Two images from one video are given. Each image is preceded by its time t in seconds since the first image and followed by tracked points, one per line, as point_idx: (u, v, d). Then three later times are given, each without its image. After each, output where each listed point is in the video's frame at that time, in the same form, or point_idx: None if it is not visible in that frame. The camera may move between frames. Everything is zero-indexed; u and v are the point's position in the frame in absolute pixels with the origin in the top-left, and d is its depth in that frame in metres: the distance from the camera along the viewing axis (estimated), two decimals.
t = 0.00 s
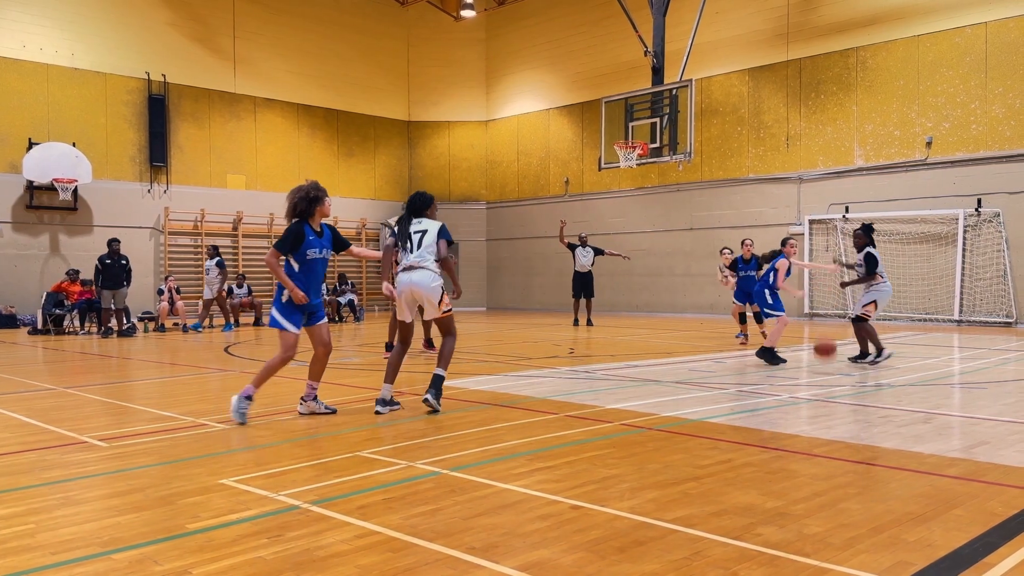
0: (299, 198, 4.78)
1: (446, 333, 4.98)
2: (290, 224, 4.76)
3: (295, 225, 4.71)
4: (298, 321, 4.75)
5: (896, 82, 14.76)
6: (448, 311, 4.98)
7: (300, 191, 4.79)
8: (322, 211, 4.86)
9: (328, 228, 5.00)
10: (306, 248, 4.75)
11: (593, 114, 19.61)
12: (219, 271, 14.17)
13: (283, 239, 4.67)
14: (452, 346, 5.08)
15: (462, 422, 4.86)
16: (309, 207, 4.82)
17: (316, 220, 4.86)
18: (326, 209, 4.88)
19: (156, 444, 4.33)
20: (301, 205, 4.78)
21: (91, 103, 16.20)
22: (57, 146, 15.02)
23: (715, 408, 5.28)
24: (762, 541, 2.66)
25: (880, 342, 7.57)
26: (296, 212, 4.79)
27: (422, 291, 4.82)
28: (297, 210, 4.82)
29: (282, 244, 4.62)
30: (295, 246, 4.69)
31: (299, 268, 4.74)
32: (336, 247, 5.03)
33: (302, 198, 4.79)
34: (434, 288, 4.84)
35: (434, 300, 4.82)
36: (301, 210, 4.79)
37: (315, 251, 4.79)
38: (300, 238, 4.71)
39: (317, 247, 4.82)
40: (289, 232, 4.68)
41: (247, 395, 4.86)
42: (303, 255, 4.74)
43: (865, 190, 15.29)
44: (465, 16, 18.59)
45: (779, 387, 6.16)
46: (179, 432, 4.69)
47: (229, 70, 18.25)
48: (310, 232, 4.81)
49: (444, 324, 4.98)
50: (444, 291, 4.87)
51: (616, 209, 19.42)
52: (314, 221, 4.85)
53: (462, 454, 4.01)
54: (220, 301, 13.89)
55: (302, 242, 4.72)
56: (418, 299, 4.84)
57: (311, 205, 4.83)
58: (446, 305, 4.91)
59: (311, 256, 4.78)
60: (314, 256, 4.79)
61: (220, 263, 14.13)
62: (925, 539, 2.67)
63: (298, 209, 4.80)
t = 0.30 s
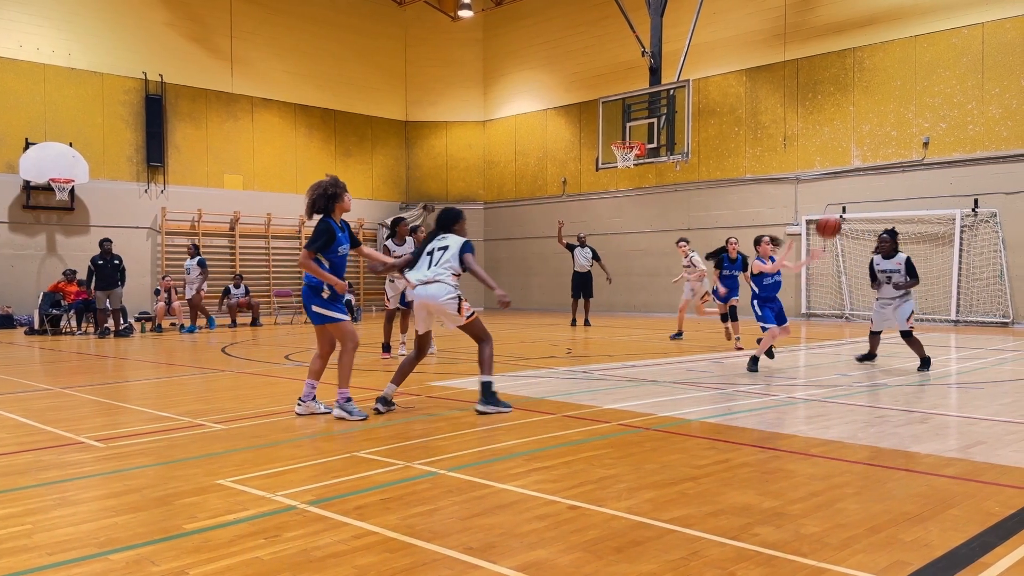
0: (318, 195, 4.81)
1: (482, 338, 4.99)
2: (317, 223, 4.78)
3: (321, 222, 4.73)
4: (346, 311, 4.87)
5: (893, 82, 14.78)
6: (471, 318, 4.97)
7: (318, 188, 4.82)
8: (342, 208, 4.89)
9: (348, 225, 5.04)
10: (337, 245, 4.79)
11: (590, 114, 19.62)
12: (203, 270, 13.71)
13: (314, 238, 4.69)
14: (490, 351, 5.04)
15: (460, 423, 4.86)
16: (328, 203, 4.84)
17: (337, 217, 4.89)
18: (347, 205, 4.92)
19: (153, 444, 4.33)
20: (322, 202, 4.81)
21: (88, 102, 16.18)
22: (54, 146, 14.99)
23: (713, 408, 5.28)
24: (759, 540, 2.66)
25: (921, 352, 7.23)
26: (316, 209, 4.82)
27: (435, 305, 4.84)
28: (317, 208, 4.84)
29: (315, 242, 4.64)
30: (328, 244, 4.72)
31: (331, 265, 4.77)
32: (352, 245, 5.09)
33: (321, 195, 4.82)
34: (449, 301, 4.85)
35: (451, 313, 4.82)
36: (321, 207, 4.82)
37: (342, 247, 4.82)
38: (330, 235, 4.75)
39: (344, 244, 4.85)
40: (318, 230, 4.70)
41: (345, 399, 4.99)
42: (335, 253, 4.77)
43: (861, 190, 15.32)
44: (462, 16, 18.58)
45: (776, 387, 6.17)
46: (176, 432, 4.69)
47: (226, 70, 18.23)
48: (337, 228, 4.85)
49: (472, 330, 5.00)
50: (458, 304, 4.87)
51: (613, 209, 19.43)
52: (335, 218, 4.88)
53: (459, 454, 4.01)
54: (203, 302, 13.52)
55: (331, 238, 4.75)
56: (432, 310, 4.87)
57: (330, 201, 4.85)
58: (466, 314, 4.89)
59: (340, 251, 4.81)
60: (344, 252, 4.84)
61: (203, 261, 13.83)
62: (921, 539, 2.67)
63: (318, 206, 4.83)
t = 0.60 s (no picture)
0: (347, 189, 4.82)
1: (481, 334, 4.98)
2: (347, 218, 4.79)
3: (353, 217, 4.75)
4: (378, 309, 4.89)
5: (890, 83, 14.80)
6: (473, 310, 4.98)
7: (347, 182, 4.82)
8: (369, 202, 4.91)
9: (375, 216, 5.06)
10: (366, 240, 4.84)
11: (587, 114, 19.63)
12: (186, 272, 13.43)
13: (345, 233, 4.72)
14: (493, 348, 5.03)
15: (456, 422, 4.86)
16: (356, 198, 4.85)
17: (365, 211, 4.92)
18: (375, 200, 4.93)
19: (149, 445, 4.32)
20: (352, 196, 4.81)
21: (84, 102, 16.15)
22: (49, 146, 14.94)
23: (709, 408, 5.29)
24: (755, 540, 2.67)
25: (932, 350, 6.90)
26: (344, 203, 4.81)
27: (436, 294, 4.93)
28: (345, 202, 4.84)
29: (349, 240, 4.67)
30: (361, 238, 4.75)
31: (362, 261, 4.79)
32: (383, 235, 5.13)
33: (350, 189, 4.82)
34: (448, 294, 4.90)
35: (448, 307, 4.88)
36: (349, 201, 4.82)
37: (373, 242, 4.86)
38: (360, 230, 4.78)
39: (374, 237, 4.90)
40: (348, 226, 4.73)
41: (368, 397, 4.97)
42: (366, 247, 4.81)
43: (858, 190, 15.34)
44: (458, 15, 18.57)
45: (773, 387, 6.18)
46: (172, 432, 4.69)
47: (223, 70, 18.21)
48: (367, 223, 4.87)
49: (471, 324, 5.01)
50: (458, 296, 4.91)
51: (610, 209, 19.43)
52: (363, 211, 4.90)
53: (455, 454, 4.01)
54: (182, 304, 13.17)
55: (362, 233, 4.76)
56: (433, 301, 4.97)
57: (358, 195, 4.86)
58: (465, 308, 4.91)
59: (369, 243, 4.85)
60: (373, 246, 4.88)
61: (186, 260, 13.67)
62: (917, 539, 2.68)
63: (346, 200, 4.83)
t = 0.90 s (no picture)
0: (363, 195, 4.79)
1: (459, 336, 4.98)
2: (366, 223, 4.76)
3: (374, 220, 4.71)
4: (397, 311, 4.81)
5: (883, 83, 14.85)
6: (454, 313, 4.99)
7: (364, 187, 4.80)
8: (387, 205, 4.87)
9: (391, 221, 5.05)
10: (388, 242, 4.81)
11: (581, 114, 19.65)
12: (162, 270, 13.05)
13: (366, 238, 4.68)
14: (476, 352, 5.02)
15: (451, 423, 4.85)
16: (373, 203, 4.82)
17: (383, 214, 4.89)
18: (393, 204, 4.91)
19: (142, 445, 4.30)
20: (369, 201, 4.78)
21: (78, 101, 16.10)
22: (42, 145, 14.86)
23: (703, 408, 5.30)
24: (750, 539, 2.67)
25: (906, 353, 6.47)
26: (361, 209, 4.80)
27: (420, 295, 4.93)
28: (362, 207, 4.81)
29: (373, 243, 4.63)
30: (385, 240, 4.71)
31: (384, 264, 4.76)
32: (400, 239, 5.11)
33: (367, 194, 4.79)
34: (432, 293, 4.90)
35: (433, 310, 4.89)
36: (367, 207, 4.80)
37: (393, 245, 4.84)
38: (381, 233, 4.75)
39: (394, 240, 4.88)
40: (368, 231, 4.68)
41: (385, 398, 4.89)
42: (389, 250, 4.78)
43: (851, 191, 15.38)
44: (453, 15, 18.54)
45: (767, 387, 6.18)
46: (166, 433, 4.67)
47: (217, 69, 18.16)
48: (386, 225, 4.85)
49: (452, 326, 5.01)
50: (442, 298, 4.93)
51: (605, 209, 19.45)
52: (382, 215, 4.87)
53: (450, 454, 4.00)
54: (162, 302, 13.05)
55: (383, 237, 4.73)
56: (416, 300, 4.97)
57: (375, 200, 4.83)
58: (448, 310, 4.92)
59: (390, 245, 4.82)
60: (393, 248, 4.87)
61: (163, 262, 13.10)
62: (911, 538, 2.68)
63: (363, 206, 4.81)
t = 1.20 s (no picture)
0: (369, 201, 4.73)
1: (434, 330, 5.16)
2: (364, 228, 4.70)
3: (367, 228, 4.62)
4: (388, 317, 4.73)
5: (879, 84, 14.88)
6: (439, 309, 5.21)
7: (371, 194, 4.73)
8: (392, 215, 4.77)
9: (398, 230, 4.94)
10: (381, 251, 4.72)
11: (578, 114, 19.65)
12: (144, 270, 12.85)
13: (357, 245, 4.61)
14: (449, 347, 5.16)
15: (446, 423, 4.86)
16: (377, 210, 4.75)
17: (386, 224, 4.79)
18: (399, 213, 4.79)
19: (138, 446, 4.29)
20: (371, 209, 4.72)
21: (73, 102, 16.07)
22: (37, 145, 14.81)
23: (699, 408, 5.31)
24: (746, 540, 2.67)
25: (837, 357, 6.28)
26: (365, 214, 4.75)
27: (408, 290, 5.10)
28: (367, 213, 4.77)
29: (358, 251, 4.53)
30: (372, 251, 4.60)
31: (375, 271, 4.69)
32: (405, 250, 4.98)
33: (372, 201, 4.73)
34: (422, 288, 5.11)
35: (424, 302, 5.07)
36: (370, 213, 4.73)
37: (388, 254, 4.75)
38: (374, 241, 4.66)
39: (389, 250, 4.78)
40: (362, 238, 4.61)
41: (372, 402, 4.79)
42: (378, 259, 4.70)
43: (846, 191, 15.40)
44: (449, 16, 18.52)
45: (762, 387, 6.20)
46: (162, 433, 4.66)
47: (213, 69, 18.13)
48: (383, 234, 4.76)
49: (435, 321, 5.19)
50: (430, 291, 5.15)
51: (601, 209, 19.46)
52: (384, 224, 4.78)
53: (447, 454, 4.01)
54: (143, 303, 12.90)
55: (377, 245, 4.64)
56: (405, 294, 5.11)
57: (380, 209, 4.75)
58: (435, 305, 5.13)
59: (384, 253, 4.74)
60: (387, 259, 4.77)
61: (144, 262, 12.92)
62: (906, 538, 2.69)
63: (368, 212, 4.75)
